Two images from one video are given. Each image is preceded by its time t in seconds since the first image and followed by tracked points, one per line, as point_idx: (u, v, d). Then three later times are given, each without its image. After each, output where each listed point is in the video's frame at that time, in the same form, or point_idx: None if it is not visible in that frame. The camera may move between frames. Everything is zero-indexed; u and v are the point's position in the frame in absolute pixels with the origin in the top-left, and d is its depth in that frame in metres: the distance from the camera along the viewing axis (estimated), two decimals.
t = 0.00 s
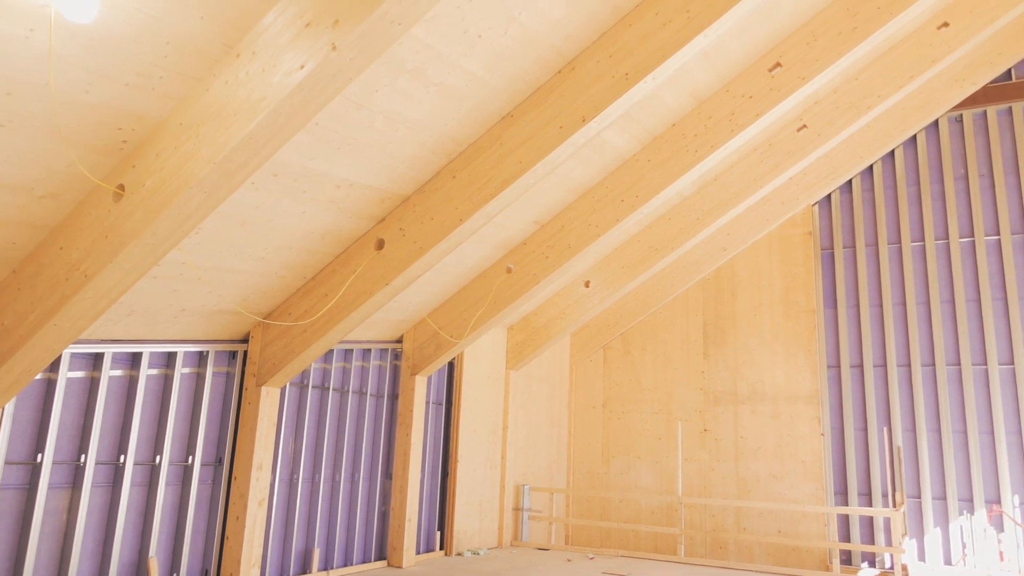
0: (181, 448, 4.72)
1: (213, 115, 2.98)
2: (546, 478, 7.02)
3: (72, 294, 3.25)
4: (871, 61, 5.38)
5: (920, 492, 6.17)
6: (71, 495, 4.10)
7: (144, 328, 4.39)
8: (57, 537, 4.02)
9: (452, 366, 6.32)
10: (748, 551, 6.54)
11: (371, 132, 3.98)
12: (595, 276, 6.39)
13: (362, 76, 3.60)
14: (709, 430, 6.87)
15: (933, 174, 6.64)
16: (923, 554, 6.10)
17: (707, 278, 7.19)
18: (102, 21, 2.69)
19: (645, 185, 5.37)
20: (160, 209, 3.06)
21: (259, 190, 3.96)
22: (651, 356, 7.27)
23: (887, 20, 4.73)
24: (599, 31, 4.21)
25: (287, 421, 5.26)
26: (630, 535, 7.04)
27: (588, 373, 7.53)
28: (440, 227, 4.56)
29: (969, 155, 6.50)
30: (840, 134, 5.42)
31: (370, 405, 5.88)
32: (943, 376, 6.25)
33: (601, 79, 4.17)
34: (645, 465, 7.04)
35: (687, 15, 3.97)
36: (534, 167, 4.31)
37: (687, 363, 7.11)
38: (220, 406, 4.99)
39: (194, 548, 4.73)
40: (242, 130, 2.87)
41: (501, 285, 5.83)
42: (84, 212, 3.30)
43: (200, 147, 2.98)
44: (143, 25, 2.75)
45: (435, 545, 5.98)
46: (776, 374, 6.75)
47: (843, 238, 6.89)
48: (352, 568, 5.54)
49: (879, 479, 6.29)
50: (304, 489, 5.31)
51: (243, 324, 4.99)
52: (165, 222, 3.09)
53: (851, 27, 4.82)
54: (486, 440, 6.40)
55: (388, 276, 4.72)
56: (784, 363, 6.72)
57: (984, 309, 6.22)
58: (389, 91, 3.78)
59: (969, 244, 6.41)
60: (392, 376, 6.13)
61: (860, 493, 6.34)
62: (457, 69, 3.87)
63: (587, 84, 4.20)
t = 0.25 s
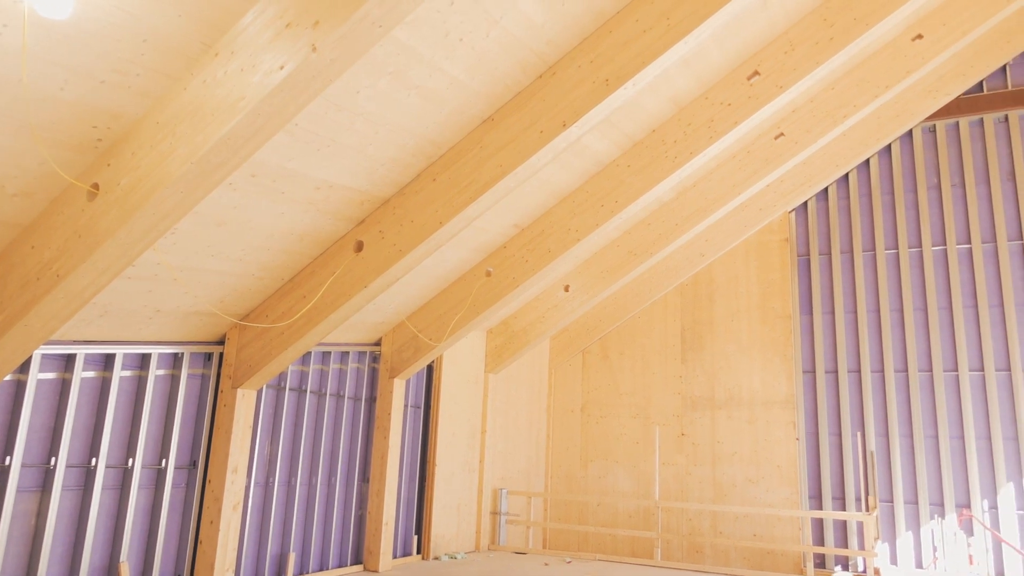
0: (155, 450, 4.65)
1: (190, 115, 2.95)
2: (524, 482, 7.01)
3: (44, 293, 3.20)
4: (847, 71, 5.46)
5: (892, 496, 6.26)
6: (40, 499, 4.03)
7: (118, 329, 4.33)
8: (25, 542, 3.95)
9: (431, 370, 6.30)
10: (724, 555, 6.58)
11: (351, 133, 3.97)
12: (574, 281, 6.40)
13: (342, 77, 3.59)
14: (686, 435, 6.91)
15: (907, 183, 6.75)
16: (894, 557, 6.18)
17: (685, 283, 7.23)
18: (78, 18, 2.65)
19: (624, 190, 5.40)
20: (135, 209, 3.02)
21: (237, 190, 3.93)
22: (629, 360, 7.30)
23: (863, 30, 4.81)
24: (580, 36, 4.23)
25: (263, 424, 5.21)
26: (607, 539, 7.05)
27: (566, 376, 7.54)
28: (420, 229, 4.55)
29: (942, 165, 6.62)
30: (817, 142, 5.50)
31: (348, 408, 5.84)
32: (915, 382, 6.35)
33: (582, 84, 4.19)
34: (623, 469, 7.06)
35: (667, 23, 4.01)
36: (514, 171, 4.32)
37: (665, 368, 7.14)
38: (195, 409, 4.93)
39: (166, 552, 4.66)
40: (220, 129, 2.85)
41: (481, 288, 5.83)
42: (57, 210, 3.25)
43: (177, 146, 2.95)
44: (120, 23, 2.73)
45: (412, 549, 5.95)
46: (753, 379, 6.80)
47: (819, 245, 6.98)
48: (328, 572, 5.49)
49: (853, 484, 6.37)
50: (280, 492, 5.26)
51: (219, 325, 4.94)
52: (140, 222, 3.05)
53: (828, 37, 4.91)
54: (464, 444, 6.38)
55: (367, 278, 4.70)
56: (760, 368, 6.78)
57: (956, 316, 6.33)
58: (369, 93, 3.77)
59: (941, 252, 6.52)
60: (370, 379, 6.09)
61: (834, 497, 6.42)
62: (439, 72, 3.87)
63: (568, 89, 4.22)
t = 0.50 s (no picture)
0: (124, 454, 4.57)
1: (165, 114, 2.91)
2: (499, 487, 7.00)
3: (10, 293, 3.14)
4: (822, 82, 5.55)
5: (862, 503, 6.34)
6: (4, 503, 3.94)
7: (89, 330, 4.26)
8: None
9: (407, 374, 6.27)
10: (697, 560, 6.62)
11: (329, 135, 3.94)
12: (552, 286, 6.41)
13: (320, 79, 3.57)
14: (661, 440, 6.95)
15: (879, 194, 6.87)
16: (864, 563, 6.27)
17: (661, 290, 7.27)
18: (50, 13, 2.61)
19: (602, 197, 5.43)
20: (107, 208, 2.98)
21: (211, 191, 3.88)
22: (606, 366, 7.33)
23: (837, 43, 4.92)
24: (560, 43, 4.25)
25: (236, 428, 5.15)
26: (581, 545, 7.06)
27: (543, 382, 7.54)
28: (397, 233, 4.54)
29: (913, 177, 6.74)
30: (792, 152, 5.58)
31: (323, 412, 5.80)
32: (885, 389, 6.45)
33: (560, 91, 4.21)
34: (598, 474, 7.09)
35: (645, 31, 4.05)
36: (493, 176, 4.33)
37: (640, 374, 7.18)
38: (165, 411, 4.86)
39: (134, 558, 4.58)
40: (195, 129, 2.81)
41: (458, 293, 5.82)
42: (26, 208, 3.19)
43: (151, 145, 2.92)
44: (93, 19, 2.69)
45: (385, 554, 5.91)
46: (727, 386, 6.86)
47: (793, 253, 7.06)
48: None
49: (824, 490, 6.45)
50: (252, 497, 5.19)
51: (192, 328, 4.87)
52: (112, 221, 3.01)
53: (802, 49, 5.01)
54: (439, 449, 6.36)
55: (343, 282, 4.67)
56: (735, 375, 6.84)
57: (925, 325, 6.45)
58: (348, 96, 3.75)
59: (911, 262, 6.64)
60: (345, 383, 6.05)
61: (805, 503, 6.49)
62: (418, 76, 3.87)
63: (547, 95, 4.24)
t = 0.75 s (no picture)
0: (89, 458, 4.48)
1: (135, 114, 2.87)
2: (472, 493, 6.98)
3: None
4: (794, 94, 5.64)
5: (830, 509, 6.43)
6: None
7: (54, 331, 4.17)
8: None
9: (380, 378, 6.23)
10: (669, 566, 6.61)
11: (304, 137, 3.91)
12: (527, 292, 6.42)
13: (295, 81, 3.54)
14: (633, 446, 6.98)
15: (849, 205, 6.99)
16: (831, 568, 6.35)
17: (635, 297, 7.31)
18: (18, 9, 2.57)
19: (577, 204, 5.45)
20: (74, 207, 2.93)
21: (183, 192, 3.83)
22: (579, 372, 7.35)
23: (809, 56, 5.01)
24: (537, 50, 4.27)
25: (204, 432, 5.07)
26: (553, 550, 7.07)
27: (517, 387, 7.54)
28: (372, 237, 4.52)
29: (882, 189, 6.87)
30: (764, 162, 5.66)
31: (294, 416, 5.74)
32: (854, 397, 6.55)
33: (537, 97, 4.23)
34: (571, 480, 7.10)
35: (622, 40, 4.08)
36: (468, 181, 4.32)
37: (614, 381, 7.22)
38: (133, 415, 4.77)
39: (98, 565, 4.49)
40: (167, 129, 2.77)
41: (433, 297, 5.80)
42: None
43: (121, 144, 2.87)
44: (63, 15, 2.65)
45: (356, 560, 5.81)
46: (700, 392, 6.91)
47: (765, 262, 7.15)
48: None
49: (793, 496, 6.53)
50: (220, 503, 5.12)
51: (161, 330, 4.79)
52: (79, 221, 2.96)
53: (775, 61, 5.10)
54: (412, 454, 6.32)
55: (317, 285, 4.63)
56: (707, 382, 6.90)
57: (893, 334, 6.57)
58: (324, 98, 3.72)
59: (880, 272, 6.76)
60: (318, 387, 6.00)
61: (775, 509, 6.56)
62: (395, 80, 3.85)
63: (523, 102, 4.25)
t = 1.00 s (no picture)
0: (54, 464, 4.38)
1: (107, 114, 2.82)
2: (446, 499, 6.95)
3: None
4: (769, 105, 5.72)
5: (801, 515, 6.50)
6: None
7: (21, 334, 4.09)
8: None
9: (355, 384, 6.18)
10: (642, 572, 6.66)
11: (281, 141, 3.89)
12: (503, 298, 6.42)
13: (271, 85, 3.51)
14: (608, 453, 7.01)
15: (821, 215, 7.10)
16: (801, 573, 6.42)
17: (611, 303, 7.34)
18: None
19: (554, 211, 5.47)
20: (43, 208, 2.86)
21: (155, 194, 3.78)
22: (555, 378, 7.37)
23: (783, 68, 5.09)
24: (515, 58, 4.29)
25: (175, 437, 4.99)
26: (528, 557, 7.06)
27: (492, 394, 7.53)
28: (348, 242, 4.49)
29: (853, 199, 6.99)
30: (739, 171, 5.73)
31: (267, 421, 5.68)
32: (825, 405, 6.64)
33: (514, 104, 4.24)
34: (546, 486, 7.10)
35: (599, 49, 4.12)
36: (445, 187, 4.33)
37: (589, 387, 7.24)
38: (101, 420, 4.68)
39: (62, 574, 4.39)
40: (140, 130, 2.74)
41: (409, 302, 5.78)
42: None
43: (92, 144, 2.82)
44: (34, 13, 2.60)
45: (328, 568, 5.76)
46: (674, 399, 6.96)
47: (739, 270, 7.22)
48: None
49: (765, 502, 6.59)
50: (190, 510, 5.04)
51: (132, 333, 4.72)
52: (47, 222, 2.90)
53: (750, 73, 5.17)
54: (387, 460, 6.28)
55: (291, 289, 4.59)
56: (681, 389, 6.94)
57: (863, 342, 6.67)
58: (301, 101, 3.70)
59: (851, 282, 6.87)
60: (291, 393, 5.94)
61: (747, 515, 6.61)
62: (372, 84, 3.85)
63: (501, 109, 4.26)
